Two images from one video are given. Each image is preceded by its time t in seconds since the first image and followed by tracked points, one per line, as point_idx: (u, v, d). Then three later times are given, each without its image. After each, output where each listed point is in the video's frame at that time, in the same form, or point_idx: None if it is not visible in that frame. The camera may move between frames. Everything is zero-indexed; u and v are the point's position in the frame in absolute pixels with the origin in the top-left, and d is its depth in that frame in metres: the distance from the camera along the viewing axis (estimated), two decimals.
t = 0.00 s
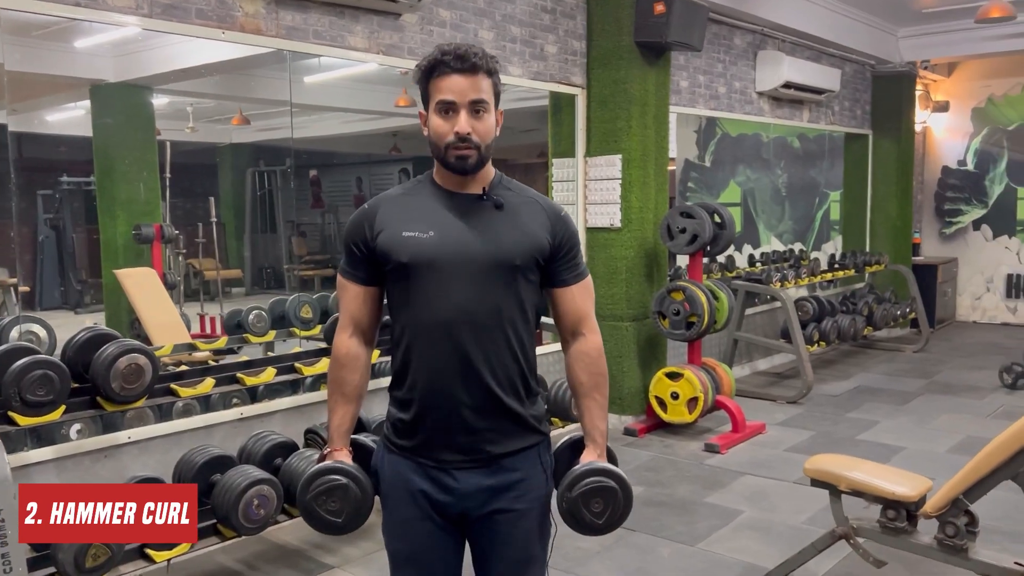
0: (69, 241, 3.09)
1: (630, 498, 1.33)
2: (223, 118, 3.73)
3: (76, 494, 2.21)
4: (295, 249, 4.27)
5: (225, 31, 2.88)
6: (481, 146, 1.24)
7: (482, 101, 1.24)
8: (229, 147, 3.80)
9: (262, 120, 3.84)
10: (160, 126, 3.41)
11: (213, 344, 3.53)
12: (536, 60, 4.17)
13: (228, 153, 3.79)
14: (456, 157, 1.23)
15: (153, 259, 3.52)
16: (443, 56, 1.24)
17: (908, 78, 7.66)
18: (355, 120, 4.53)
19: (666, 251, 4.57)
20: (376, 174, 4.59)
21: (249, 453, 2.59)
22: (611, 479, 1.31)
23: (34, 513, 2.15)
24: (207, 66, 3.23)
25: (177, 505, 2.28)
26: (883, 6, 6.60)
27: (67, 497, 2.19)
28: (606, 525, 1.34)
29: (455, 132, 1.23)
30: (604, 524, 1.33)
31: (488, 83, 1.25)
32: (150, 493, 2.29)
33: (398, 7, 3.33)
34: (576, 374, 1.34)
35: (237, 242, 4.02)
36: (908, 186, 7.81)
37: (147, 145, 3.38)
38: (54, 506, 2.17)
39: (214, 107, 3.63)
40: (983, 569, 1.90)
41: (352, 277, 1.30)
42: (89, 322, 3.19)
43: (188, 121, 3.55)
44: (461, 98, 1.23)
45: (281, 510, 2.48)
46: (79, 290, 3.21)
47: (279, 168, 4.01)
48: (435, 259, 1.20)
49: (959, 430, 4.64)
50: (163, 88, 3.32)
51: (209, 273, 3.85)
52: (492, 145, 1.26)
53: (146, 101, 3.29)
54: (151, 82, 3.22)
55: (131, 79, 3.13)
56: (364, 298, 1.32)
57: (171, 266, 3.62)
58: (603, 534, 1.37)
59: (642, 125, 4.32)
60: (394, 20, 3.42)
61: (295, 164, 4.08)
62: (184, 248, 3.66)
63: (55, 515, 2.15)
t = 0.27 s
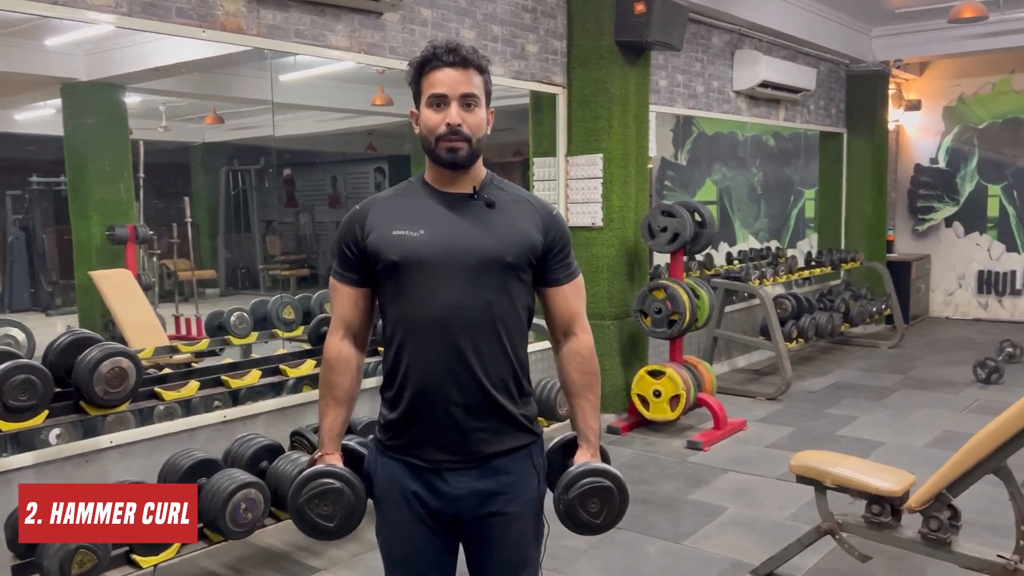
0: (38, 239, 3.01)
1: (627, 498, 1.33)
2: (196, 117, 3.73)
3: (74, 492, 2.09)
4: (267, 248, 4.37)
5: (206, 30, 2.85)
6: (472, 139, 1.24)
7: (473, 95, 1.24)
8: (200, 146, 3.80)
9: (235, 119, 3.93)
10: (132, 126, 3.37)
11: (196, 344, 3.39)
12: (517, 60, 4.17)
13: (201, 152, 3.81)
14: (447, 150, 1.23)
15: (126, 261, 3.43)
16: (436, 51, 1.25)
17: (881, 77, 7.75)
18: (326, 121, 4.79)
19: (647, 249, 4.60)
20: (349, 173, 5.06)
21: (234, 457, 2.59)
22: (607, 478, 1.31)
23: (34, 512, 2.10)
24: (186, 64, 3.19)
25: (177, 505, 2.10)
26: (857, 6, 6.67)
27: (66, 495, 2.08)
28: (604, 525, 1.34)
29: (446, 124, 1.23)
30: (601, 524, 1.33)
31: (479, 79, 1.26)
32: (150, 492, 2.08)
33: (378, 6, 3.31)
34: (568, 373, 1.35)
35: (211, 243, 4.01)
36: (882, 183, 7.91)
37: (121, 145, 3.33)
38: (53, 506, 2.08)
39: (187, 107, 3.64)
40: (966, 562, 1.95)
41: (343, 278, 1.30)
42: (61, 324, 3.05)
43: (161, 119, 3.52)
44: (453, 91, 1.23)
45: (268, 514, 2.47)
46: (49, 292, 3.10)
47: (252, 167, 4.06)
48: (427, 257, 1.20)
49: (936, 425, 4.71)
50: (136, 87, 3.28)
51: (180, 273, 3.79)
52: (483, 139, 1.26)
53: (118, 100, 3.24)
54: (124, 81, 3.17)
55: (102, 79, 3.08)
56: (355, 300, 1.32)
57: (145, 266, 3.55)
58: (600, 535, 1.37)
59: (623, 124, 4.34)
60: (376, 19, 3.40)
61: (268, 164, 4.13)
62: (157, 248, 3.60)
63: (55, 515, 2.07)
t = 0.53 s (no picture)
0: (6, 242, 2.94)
1: (616, 500, 1.34)
2: (167, 118, 3.69)
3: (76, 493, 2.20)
4: (241, 249, 4.48)
5: (184, 30, 2.82)
6: (462, 138, 1.24)
7: (462, 94, 1.24)
8: (172, 146, 3.78)
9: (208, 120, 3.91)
10: (104, 127, 3.29)
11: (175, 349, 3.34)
12: (496, 60, 4.16)
13: (173, 152, 3.80)
14: (437, 149, 1.23)
15: (100, 263, 3.33)
16: (425, 51, 1.25)
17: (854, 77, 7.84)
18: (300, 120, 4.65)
19: (627, 248, 4.62)
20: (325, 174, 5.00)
21: (218, 462, 2.57)
22: (597, 481, 1.32)
23: (35, 512, 2.15)
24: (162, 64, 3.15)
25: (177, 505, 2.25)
26: (831, 6, 6.74)
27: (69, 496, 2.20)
28: (593, 527, 1.34)
29: (435, 123, 1.23)
30: (591, 526, 1.34)
31: (469, 78, 1.26)
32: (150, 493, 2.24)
33: (358, 5, 3.29)
34: (560, 375, 1.35)
35: (184, 244, 3.94)
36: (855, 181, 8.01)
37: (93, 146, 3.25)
38: (56, 506, 2.17)
39: (158, 107, 3.58)
40: (947, 555, 2.00)
41: (334, 283, 1.29)
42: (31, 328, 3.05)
43: (132, 120, 3.45)
44: (442, 91, 1.24)
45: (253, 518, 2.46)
46: (18, 296, 3.11)
47: (224, 167, 4.16)
48: (420, 261, 1.19)
49: (912, 420, 4.77)
50: (107, 88, 3.22)
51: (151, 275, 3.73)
52: (473, 138, 1.26)
53: (89, 100, 3.18)
54: (95, 81, 3.11)
55: (72, 78, 3.03)
56: (347, 306, 1.31)
57: (118, 268, 3.46)
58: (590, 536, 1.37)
59: (602, 124, 4.36)
60: (356, 19, 3.39)
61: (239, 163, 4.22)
62: (129, 250, 3.51)
63: (55, 515, 2.15)
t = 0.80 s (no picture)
0: None
1: (604, 497, 1.34)
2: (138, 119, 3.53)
3: (75, 493, 2.18)
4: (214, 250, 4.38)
5: (161, 30, 2.80)
6: (449, 139, 1.24)
7: (449, 96, 1.24)
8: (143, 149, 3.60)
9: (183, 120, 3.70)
10: (74, 128, 3.22)
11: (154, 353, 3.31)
12: (474, 60, 4.16)
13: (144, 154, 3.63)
14: (424, 151, 1.23)
15: (71, 265, 3.31)
16: (411, 52, 1.25)
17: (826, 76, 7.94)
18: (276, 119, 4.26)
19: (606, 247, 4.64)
20: (301, 174, 4.58)
21: (199, 465, 2.56)
22: (583, 477, 1.32)
23: (35, 512, 2.12)
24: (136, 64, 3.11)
25: (177, 506, 2.24)
26: (804, 6, 6.83)
27: (67, 496, 2.17)
28: (581, 524, 1.35)
29: (422, 125, 1.23)
30: (578, 523, 1.34)
31: (455, 79, 1.26)
32: (149, 494, 2.21)
33: (336, 5, 3.28)
34: (547, 374, 1.36)
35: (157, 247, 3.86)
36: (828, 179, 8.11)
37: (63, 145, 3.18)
38: (54, 506, 2.15)
39: (129, 107, 3.49)
40: (927, 547, 2.04)
41: (322, 287, 1.29)
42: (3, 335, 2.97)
43: (102, 120, 3.36)
44: (428, 92, 1.23)
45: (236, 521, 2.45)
46: None
47: (198, 168, 3.96)
48: (409, 264, 1.19)
49: (887, 415, 4.85)
50: (77, 88, 3.15)
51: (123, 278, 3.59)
52: (461, 139, 1.26)
53: (59, 101, 3.12)
54: (64, 81, 3.04)
55: (42, 78, 2.98)
56: (336, 308, 1.31)
57: (90, 272, 3.40)
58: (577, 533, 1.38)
59: (580, 124, 4.37)
60: (333, 19, 3.38)
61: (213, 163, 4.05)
62: (101, 252, 3.46)
63: (55, 516, 2.13)
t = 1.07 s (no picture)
0: None
1: (593, 498, 1.34)
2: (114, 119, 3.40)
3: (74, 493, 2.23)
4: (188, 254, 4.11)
5: (139, 30, 2.77)
6: (438, 143, 1.24)
7: (437, 99, 1.24)
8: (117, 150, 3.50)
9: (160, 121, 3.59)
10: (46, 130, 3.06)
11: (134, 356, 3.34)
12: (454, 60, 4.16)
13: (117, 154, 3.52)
14: (413, 155, 1.23)
15: (45, 269, 3.23)
16: (398, 54, 1.25)
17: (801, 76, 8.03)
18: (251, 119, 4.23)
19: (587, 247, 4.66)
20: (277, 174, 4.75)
21: (182, 469, 2.53)
22: (573, 479, 1.32)
23: (35, 512, 2.19)
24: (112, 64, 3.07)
25: (177, 505, 2.30)
26: (779, 7, 6.90)
27: (66, 497, 2.21)
28: (571, 524, 1.35)
29: (410, 129, 1.23)
30: (568, 524, 1.34)
31: (443, 81, 1.26)
32: (149, 494, 2.30)
33: (316, 5, 3.27)
34: (537, 373, 1.36)
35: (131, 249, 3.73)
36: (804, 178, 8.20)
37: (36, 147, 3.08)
38: (54, 506, 2.21)
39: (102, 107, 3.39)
40: (909, 540, 2.07)
41: (311, 288, 1.28)
42: None
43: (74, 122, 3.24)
44: (416, 95, 1.23)
45: (221, 525, 2.44)
46: None
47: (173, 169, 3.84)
48: (399, 265, 1.19)
49: (865, 411, 4.91)
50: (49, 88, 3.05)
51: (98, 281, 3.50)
52: (449, 142, 1.26)
53: (31, 102, 3.03)
54: (35, 81, 2.96)
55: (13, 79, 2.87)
56: (325, 309, 1.30)
57: (65, 275, 3.32)
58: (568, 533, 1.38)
59: (560, 124, 4.38)
60: (312, 19, 3.36)
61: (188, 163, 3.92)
62: (76, 256, 3.36)
63: (55, 515, 2.19)
